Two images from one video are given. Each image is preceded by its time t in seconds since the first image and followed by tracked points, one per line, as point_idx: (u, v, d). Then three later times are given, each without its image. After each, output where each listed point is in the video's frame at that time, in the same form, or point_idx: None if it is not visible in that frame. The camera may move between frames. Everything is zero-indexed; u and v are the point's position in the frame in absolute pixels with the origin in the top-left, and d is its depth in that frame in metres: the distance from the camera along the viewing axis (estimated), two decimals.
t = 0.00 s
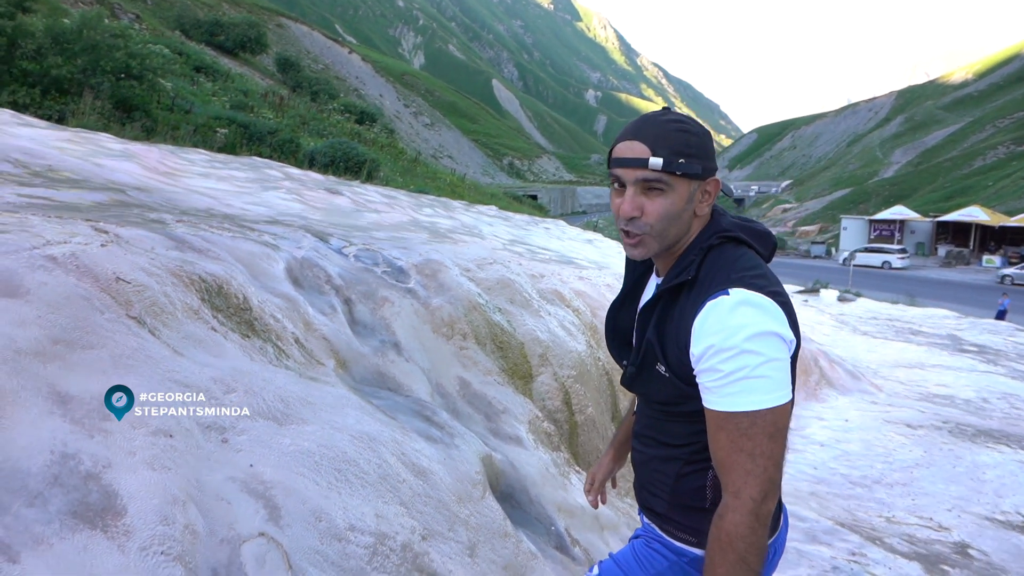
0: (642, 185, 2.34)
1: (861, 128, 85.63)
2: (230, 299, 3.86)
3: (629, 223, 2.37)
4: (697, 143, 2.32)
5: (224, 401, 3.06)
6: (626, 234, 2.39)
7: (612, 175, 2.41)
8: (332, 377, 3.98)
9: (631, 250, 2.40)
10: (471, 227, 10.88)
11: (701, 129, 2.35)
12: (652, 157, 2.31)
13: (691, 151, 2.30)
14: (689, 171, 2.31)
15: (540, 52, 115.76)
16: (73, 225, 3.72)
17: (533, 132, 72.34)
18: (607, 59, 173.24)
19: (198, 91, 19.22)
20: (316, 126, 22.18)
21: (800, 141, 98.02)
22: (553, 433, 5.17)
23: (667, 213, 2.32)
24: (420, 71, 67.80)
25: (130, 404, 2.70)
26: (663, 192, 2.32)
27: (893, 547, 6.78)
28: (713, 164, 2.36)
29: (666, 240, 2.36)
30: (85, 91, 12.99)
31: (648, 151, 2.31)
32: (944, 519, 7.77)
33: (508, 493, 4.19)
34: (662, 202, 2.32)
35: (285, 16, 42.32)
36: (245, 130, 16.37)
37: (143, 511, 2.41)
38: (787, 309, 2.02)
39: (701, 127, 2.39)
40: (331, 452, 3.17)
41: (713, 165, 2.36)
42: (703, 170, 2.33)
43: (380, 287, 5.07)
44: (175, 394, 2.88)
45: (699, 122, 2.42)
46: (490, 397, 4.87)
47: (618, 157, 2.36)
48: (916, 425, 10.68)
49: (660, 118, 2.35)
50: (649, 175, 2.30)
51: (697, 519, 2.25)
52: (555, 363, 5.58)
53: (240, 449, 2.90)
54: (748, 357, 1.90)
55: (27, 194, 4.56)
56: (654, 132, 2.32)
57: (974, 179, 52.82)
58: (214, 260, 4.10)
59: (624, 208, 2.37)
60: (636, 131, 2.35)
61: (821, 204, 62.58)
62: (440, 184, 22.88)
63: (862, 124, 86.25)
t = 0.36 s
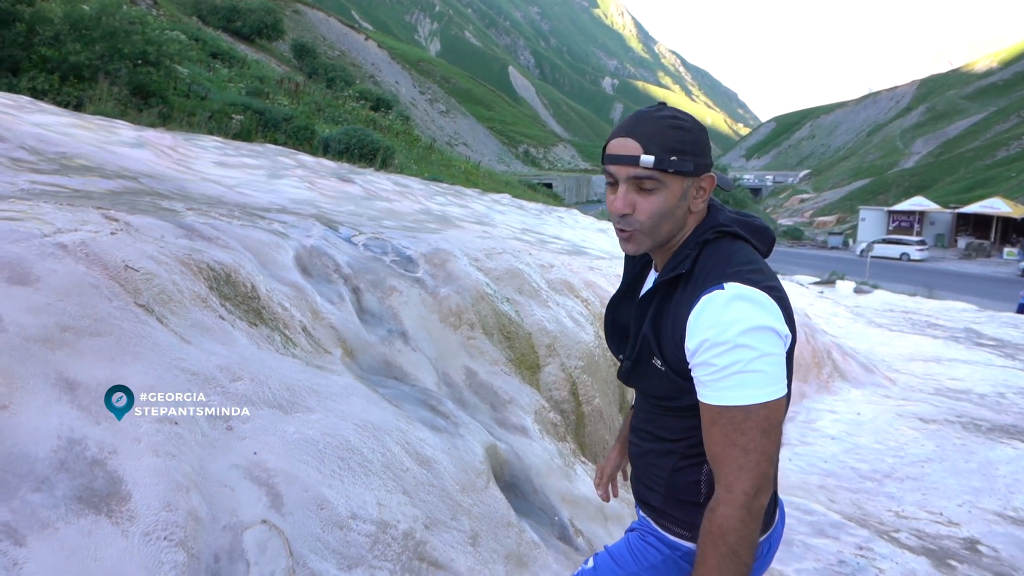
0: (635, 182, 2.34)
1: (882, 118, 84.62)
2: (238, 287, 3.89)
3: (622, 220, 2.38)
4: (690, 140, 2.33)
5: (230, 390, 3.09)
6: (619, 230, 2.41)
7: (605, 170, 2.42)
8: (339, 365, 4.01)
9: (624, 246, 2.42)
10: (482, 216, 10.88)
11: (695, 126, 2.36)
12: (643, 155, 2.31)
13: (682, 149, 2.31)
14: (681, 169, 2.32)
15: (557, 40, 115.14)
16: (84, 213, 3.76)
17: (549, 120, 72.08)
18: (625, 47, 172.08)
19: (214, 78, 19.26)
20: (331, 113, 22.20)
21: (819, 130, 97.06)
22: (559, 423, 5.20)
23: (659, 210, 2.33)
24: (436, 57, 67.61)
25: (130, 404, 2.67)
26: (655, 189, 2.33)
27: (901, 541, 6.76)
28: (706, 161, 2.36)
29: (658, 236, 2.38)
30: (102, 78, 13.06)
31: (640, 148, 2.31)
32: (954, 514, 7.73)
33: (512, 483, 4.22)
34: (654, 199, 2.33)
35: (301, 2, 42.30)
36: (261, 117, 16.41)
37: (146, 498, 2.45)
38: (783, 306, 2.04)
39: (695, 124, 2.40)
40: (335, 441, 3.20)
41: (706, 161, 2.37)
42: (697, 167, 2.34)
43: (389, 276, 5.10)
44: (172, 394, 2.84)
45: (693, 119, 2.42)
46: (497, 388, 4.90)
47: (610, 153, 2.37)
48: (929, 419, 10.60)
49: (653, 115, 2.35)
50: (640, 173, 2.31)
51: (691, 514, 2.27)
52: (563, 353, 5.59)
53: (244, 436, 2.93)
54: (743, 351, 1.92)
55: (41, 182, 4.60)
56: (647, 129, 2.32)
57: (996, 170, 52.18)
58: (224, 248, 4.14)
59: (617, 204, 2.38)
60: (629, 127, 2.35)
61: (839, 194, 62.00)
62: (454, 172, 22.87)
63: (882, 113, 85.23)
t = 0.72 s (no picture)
0: (601, 180, 2.40)
1: (901, 104, 83.66)
2: (246, 276, 3.93)
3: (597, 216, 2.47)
4: (649, 137, 2.33)
5: (236, 377, 3.13)
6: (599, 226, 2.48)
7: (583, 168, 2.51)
8: (345, 353, 4.05)
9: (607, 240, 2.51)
10: (493, 204, 10.90)
11: (659, 121, 2.35)
12: (602, 154, 2.37)
13: (638, 147, 2.32)
14: (641, 166, 2.34)
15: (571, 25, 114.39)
16: (95, 202, 3.80)
17: (564, 107, 71.78)
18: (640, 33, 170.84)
19: (229, 65, 19.32)
20: (345, 100, 22.22)
21: (837, 116, 96.09)
22: (565, 412, 5.23)
23: (624, 207, 2.38)
24: (451, 43, 67.35)
25: (131, 404, 2.65)
26: (619, 187, 2.38)
27: (910, 531, 6.75)
28: (674, 156, 2.34)
29: (633, 231, 2.43)
30: (116, 65, 13.11)
31: (598, 148, 2.38)
32: (964, 505, 7.71)
33: (516, 471, 4.27)
34: (620, 197, 2.39)
35: None
36: (275, 103, 16.43)
37: (153, 484, 2.49)
38: (776, 301, 2.06)
39: (666, 116, 2.38)
40: (340, 429, 3.24)
41: (676, 156, 2.35)
42: (660, 165, 2.34)
43: (396, 265, 5.15)
44: (175, 390, 2.84)
45: (668, 109, 2.39)
46: (503, 376, 4.94)
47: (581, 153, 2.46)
48: (941, 409, 10.56)
49: (615, 113, 2.39)
50: (598, 174, 2.38)
51: (687, 506, 2.29)
52: (570, 342, 5.63)
53: (250, 424, 2.96)
54: (732, 347, 1.94)
55: (54, 170, 4.66)
56: (606, 129, 2.37)
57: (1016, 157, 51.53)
58: (232, 237, 4.19)
59: (590, 203, 2.46)
60: (594, 128, 2.42)
61: (856, 181, 61.45)
62: (467, 159, 22.85)
63: (902, 99, 84.25)
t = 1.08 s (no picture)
0: (591, 183, 2.45)
1: (915, 95, 82.96)
2: (254, 273, 3.96)
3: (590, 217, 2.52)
4: (633, 144, 2.33)
5: (243, 375, 3.16)
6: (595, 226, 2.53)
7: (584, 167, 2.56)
8: (352, 350, 4.08)
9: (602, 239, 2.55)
10: (502, 198, 10.91)
11: (648, 128, 2.35)
12: (591, 157, 2.42)
13: (622, 153, 2.34)
14: (625, 172, 2.36)
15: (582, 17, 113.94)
16: (104, 200, 3.84)
17: (575, 100, 71.57)
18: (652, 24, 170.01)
19: (239, 59, 19.35)
20: (355, 93, 22.25)
21: (850, 108, 95.30)
22: (571, 408, 5.25)
23: (609, 210, 2.42)
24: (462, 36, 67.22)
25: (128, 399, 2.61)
26: (606, 190, 2.41)
27: (918, 528, 6.74)
28: (659, 165, 2.34)
29: (622, 234, 2.45)
30: (128, 59, 13.18)
31: (588, 150, 2.42)
32: (973, 501, 7.68)
33: (522, 467, 4.29)
34: (607, 200, 2.41)
35: None
36: (285, 97, 16.48)
37: (160, 481, 2.52)
38: (777, 304, 2.06)
39: (658, 124, 2.37)
40: (345, 425, 3.27)
41: (661, 164, 2.34)
42: (645, 171, 2.34)
43: (403, 261, 5.18)
44: (180, 389, 2.86)
45: (665, 116, 2.38)
46: (509, 372, 4.97)
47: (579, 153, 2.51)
48: (952, 405, 10.51)
49: (609, 117, 2.41)
50: (585, 176, 2.42)
51: (687, 506, 2.31)
52: (576, 338, 5.65)
53: (256, 421, 3.00)
54: (730, 349, 1.96)
55: (64, 168, 4.71)
56: (598, 133, 2.41)
57: None
58: (240, 234, 4.21)
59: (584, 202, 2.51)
60: (590, 130, 2.46)
61: (869, 174, 61.02)
62: (478, 152, 22.85)
63: (916, 90, 83.49)
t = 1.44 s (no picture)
0: (615, 165, 2.46)
1: (925, 88, 82.44)
2: (260, 268, 4.00)
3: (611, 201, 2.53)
4: (661, 130, 2.35)
5: (248, 369, 3.20)
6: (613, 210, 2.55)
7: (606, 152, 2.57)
8: (357, 344, 4.12)
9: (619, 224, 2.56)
10: (508, 191, 10.93)
11: (676, 116, 2.37)
12: (618, 140, 2.43)
13: (650, 138, 2.36)
14: (652, 158, 2.37)
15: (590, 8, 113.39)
16: (112, 195, 3.87)
17: (582, 91, 71.32)
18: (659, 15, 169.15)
19: (246, 50, 19.37)
20: (361, 85, 22.23)
21: (859, 100, 94.77)
22: (575, 402, 5.30)
23: (631, 195, 2.43)
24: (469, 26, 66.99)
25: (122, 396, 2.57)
26: (630, 175, 2.42)
27: (921, 523, 6.76)
28: (685, 153, 2.36)
29: (640, 219, 2.47)
30: (135, 51, 13.20)
31: (615, 134, 2.43)
32: (976, 497, 7.70)
33: (524, 461, 4.34)
34: (630, 184, 2.43)
35: None
36: (292, 88, 16.48)
37: (168, 474, 2.56)
38: (779, 298, 2.09)
39: (686, 114, 2.39)
40: (350, 420, 3.31)
41: (686, 152, 2.37)
42: (670, 158, 2.36)
43: (408, 256, 5.22)
44: (186, 384, 2.89)
45: (691, 105, 2.40)
46: (512, 366, 5.01)
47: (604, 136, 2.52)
48: (957, 400, 10.50)
49: (637, 103, 2.43)
50: (611, 159, 2.43)
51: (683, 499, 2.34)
52: (580, 333, 5.70)
53: (262, 415, 3.04)
54: (731, 337, 1.98)
55: (73, 162, 4.75)
56: (626, 116, 2.41)
57: None
58: (246, 229, 4.25)
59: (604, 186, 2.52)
60: (618, 114, 2.47)
61: (878, 166, 60.75)
62: (484, 144, 22.82)
63: (927, 82, 82.90)
